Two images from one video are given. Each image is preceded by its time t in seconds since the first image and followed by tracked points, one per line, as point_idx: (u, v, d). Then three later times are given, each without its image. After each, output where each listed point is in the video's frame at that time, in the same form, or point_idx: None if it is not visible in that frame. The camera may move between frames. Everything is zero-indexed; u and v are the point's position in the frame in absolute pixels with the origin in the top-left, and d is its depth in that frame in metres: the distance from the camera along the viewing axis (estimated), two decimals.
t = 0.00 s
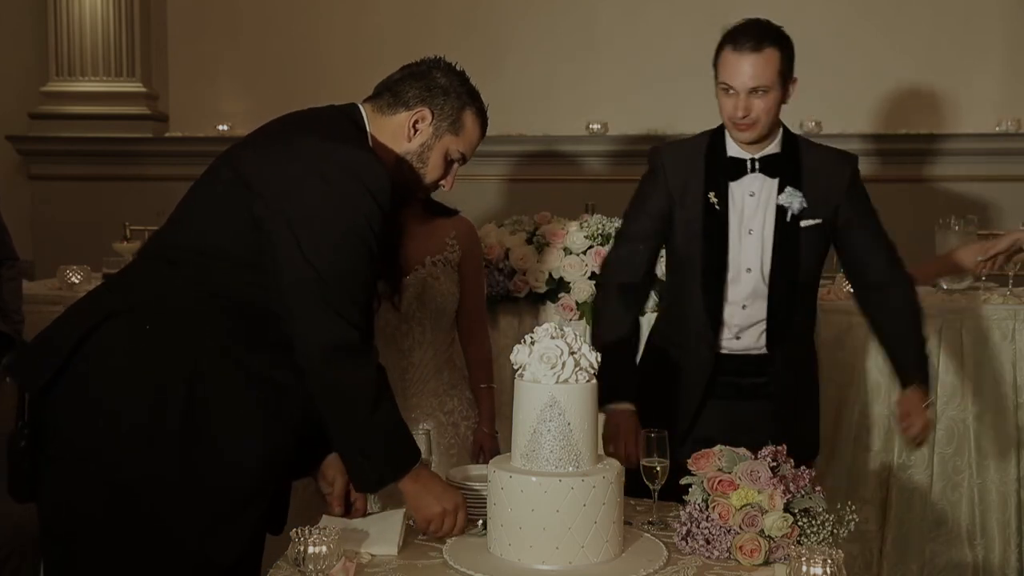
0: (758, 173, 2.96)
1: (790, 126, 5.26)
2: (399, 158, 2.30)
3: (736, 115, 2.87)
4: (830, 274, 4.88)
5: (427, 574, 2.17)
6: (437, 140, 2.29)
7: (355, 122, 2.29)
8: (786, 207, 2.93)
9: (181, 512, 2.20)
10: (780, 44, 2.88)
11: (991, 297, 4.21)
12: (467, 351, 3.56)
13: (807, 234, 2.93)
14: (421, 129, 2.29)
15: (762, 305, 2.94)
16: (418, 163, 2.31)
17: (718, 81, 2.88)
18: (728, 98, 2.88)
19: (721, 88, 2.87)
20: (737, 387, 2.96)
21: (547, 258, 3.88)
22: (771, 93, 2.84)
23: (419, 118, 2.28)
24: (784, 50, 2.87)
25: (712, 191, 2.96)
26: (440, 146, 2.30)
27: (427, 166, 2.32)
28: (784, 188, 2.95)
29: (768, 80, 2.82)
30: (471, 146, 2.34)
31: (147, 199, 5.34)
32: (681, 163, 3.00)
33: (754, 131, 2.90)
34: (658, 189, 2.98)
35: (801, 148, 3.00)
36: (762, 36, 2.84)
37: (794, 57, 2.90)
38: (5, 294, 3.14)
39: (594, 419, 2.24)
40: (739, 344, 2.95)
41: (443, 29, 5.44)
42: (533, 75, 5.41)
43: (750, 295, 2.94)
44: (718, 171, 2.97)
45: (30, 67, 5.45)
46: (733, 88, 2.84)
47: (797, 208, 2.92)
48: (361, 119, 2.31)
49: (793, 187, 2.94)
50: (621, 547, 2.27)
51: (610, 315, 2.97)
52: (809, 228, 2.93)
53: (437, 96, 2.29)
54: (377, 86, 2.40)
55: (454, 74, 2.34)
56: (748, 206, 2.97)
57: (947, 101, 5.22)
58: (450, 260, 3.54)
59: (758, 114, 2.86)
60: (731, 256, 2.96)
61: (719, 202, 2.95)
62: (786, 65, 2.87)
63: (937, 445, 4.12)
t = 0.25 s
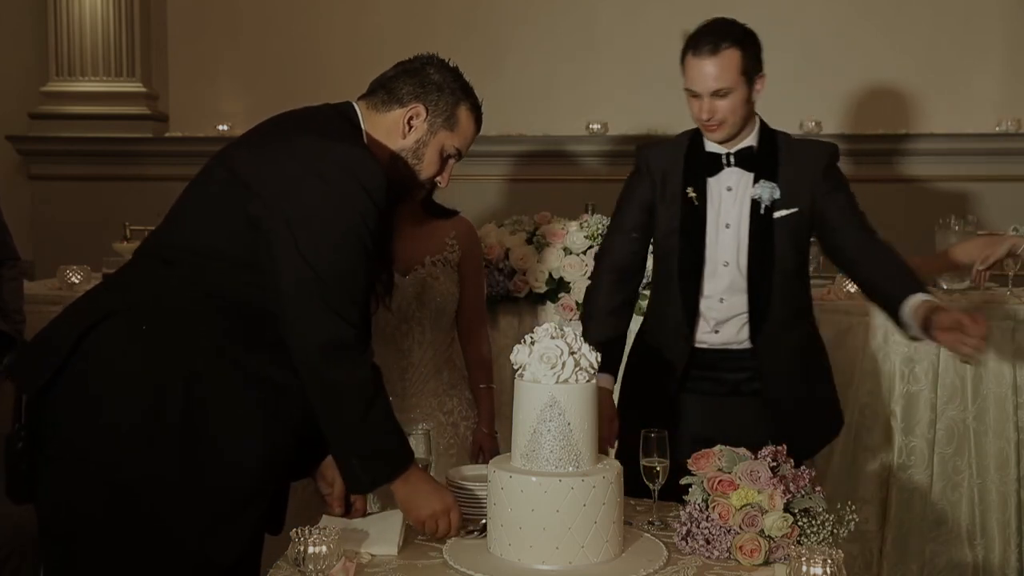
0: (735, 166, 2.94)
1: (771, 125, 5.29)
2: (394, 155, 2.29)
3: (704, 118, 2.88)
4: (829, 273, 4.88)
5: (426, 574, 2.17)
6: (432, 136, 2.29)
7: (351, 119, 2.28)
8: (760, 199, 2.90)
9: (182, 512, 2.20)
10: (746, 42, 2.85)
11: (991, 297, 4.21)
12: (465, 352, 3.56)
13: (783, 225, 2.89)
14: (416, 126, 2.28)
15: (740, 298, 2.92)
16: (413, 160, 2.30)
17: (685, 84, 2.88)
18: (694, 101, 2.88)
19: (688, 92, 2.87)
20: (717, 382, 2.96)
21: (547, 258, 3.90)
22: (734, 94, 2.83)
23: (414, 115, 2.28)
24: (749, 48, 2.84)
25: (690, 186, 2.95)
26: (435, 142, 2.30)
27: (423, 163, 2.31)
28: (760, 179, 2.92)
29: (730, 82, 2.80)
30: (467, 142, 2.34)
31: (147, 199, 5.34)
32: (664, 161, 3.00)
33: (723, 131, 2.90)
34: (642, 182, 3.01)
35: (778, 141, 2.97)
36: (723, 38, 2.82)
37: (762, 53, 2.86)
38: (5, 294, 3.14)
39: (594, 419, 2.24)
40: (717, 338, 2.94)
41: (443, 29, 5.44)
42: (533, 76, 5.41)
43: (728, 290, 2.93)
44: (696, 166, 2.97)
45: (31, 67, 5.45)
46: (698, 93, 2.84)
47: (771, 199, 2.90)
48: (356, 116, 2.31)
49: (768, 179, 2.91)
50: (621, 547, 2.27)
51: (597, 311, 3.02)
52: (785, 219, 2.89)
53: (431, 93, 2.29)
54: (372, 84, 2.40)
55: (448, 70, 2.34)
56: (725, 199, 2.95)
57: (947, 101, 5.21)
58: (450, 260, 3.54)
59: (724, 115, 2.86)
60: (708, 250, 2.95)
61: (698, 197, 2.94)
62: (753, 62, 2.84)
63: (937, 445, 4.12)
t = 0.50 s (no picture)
0: (697, 168, 3.07)
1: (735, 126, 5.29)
2: (387, 151, 2.29)
3: (659, 124, 2.96)
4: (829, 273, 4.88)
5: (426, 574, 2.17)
6: (424, 132, 2.29)
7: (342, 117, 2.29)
8: (726, 199, 3.02)
9: (178, 511, 2.20)
10: (695, 47, 2.92)
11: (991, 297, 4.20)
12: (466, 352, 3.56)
13: (749, 225, 3.01)
14: (407, 121, 2.28)
15: (705, 297, 3.06)
16: (406, 156, 2.30)
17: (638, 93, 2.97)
18: (648, 107, 2.97)
19: (641, 99, 2.96)
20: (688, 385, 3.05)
21: (546, 258, 3.89)
22: (686, 98, 2.90)
23: (405, 110, 2.28)
24: (698, 53, 2.91)
25: (652, 190, 3.07)
26: (427, 137, 2.29)
27: (416, 158, 2.31)
28: (724, 180, 3.04)
29: (680, 87, 2.88)
30: (459, 138, 2.34)
31: (147, 199, 5.34)
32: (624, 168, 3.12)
33: (680, 135, 2.98)
34: (605, 195, 3.12)
35: (741, 141, 3.08)
36: (672, 45, 2.90)
37: (712, 58, 2.94)
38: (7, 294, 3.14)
39: (593, 419, 2.24)
40: (686, 339, 3.05)
41: (443, 29, 5.44)
42: (532, 75, 5.41)
43: (694, 292, 3.06)
44: (660, 170, 3.08)
45: (31, 67, 5.45)
46: (651, 100, 2.92)
47: (737, 200, 3.02)
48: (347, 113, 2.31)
49: (733, 180, 3.03)
50: (621, 547, 2.27)
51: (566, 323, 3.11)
52: (750, 219, 3.01)
53: (421, 87, 2.29)
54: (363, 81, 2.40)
55: (438, 65, 2.35)
56: (688, 201, 3.09)
57: (947, 101, 5.21)
58: (449, 260, 3.55)
59: (677, 119, 2.94)
60: (672, 251, 3.08)
61: (659, 201, 3.06)
62: (703, 68, 2.92)
63: (937, 445, 4.12)
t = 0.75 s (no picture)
0: (644, 174, 3.11)
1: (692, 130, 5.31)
2: (374, 144, 2.28)
3: (604, 136, 2.97)
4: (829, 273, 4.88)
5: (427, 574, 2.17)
6: (410, 123, 2.28)
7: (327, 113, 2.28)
8: (676, 205, 3.06)
9: (166, 514, 2.21)
10: (632, 55, 2.92)
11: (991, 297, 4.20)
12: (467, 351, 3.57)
13: (697, 229, 3.05)
14: (392, 114, 2.27)
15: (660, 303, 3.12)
16: (394, 148, 2.28)
17: (581, 106, 2.97)
18: (592, 119, 2.97)
19: (584, 112, 2.97)
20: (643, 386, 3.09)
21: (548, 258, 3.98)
22: (628, 109, 2.91)
23: (390, 103, 2.27)
24: (636, 61, 2.91)
25: (600, 198, 3.11)
26: (413, 129, 2.28)
27: (403, 151, 2.29)
28: (672, 185, 3.07)
29: (621, 99, 2.89)
30: (445, 129, 2.33)
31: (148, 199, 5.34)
32: (574, 175, 3.15)
33: (626, 145, 2.99)
34: (554, 204, 3.15)
35: (684, 142, 3.12)
36: (609, 56, 2.90)
37: (651, 65, 2.94)
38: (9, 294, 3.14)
39: (593, 419, 2.24)
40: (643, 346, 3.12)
41: (443, 29, 5.43)
42: (532, 75, 5.41)
43: (649, 297, 3.12)
44: (605, 176, 3.12)
45: (31, 67, 5.45)
46: (594, 112, 2.93)
47: (687, 206, 3.05)
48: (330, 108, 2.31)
49: (681, 184, 3.06)
50: (622, 547, 2.27)
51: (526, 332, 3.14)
52: (699, 222, 3.05)
53: (405, 79, 2.28)
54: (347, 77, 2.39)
55: (421, 57, 2.34)
56: (637, 207, 3.13)
57: (946, 101, 5.21)
58: (449, 259, 3.57)
59: (621, 129, 2.94)
60: (625, 258, 3.12)
61: (608, 208, 3.10)
62: (644, 76, 2.92)
63: (937, 445, 4.12)
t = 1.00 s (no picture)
0: (622, 177, 3.14)
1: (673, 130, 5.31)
2: (340, 123, 2.25)
3: (580, 146, 2.97)
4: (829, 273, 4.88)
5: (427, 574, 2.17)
6: (373, 98, 2.24)
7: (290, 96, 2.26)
8: (656, 207, 3.07)
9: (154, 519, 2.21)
10: (605, 65, 2.93)
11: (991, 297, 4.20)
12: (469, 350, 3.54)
13: (677, 230, 3.08)
14: (355, 91, 2.24)
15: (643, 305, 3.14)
16: (360, 125, 2.25)
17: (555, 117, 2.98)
18: (567, 130, 2.98)
19: (559, 123, 2.97)
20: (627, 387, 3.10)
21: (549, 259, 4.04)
22: (602, 118, 2.92)
23: (352, 80, 2.23)
24: (609, 72, 2.93)
25: (580, 203, 3.11)
26: (378, 103, 2.24)
27: (370, 126, 2.25)
28: (651, 188, 3.08)
29: (595, 109, 2.90)
30: (410, 99, 2.28)
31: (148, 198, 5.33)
32: (551, 180, 3.13)
33: (601, 154, 2.99)
34: (531, 209, 3.13)
35: (659, 143, 3.13)
36: (581, 66, 2.91)
37: (624, 73, 2.95)
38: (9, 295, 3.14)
39: (593, 418, 2.24)
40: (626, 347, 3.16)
41: (443, 30, 5.43)
42: (532, 75, 5.41)
43: (631, 300, 3.14)
44: (583, 181, 3.12)
45: (31, 67, 5.45)
46: (568, 123, 2.94)
47: (666, 207, 3.07)
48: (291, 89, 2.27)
49: (659, 186, 3.08)
50: (622, 547, 2.27)
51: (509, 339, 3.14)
52: (679, 224, 3.08)
53: (364, 53, 2.24)
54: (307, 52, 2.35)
55: (381, 27, 2.29)
56: (617, 210, 3.16)
57: (947, 101, 5.21)
58: (450, 259, 3.55)
59: (596, 139, 2.95)
60: (608, 262, 3.14)
61: (588, 213, 3.10)
62: (616, 83, 2.94)
63: (937, 445, 4.12)
